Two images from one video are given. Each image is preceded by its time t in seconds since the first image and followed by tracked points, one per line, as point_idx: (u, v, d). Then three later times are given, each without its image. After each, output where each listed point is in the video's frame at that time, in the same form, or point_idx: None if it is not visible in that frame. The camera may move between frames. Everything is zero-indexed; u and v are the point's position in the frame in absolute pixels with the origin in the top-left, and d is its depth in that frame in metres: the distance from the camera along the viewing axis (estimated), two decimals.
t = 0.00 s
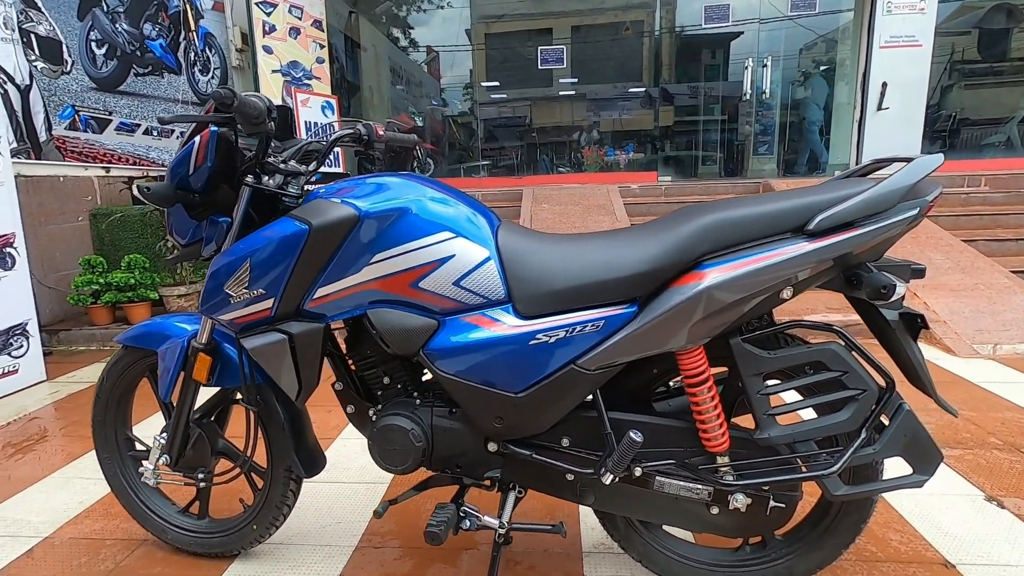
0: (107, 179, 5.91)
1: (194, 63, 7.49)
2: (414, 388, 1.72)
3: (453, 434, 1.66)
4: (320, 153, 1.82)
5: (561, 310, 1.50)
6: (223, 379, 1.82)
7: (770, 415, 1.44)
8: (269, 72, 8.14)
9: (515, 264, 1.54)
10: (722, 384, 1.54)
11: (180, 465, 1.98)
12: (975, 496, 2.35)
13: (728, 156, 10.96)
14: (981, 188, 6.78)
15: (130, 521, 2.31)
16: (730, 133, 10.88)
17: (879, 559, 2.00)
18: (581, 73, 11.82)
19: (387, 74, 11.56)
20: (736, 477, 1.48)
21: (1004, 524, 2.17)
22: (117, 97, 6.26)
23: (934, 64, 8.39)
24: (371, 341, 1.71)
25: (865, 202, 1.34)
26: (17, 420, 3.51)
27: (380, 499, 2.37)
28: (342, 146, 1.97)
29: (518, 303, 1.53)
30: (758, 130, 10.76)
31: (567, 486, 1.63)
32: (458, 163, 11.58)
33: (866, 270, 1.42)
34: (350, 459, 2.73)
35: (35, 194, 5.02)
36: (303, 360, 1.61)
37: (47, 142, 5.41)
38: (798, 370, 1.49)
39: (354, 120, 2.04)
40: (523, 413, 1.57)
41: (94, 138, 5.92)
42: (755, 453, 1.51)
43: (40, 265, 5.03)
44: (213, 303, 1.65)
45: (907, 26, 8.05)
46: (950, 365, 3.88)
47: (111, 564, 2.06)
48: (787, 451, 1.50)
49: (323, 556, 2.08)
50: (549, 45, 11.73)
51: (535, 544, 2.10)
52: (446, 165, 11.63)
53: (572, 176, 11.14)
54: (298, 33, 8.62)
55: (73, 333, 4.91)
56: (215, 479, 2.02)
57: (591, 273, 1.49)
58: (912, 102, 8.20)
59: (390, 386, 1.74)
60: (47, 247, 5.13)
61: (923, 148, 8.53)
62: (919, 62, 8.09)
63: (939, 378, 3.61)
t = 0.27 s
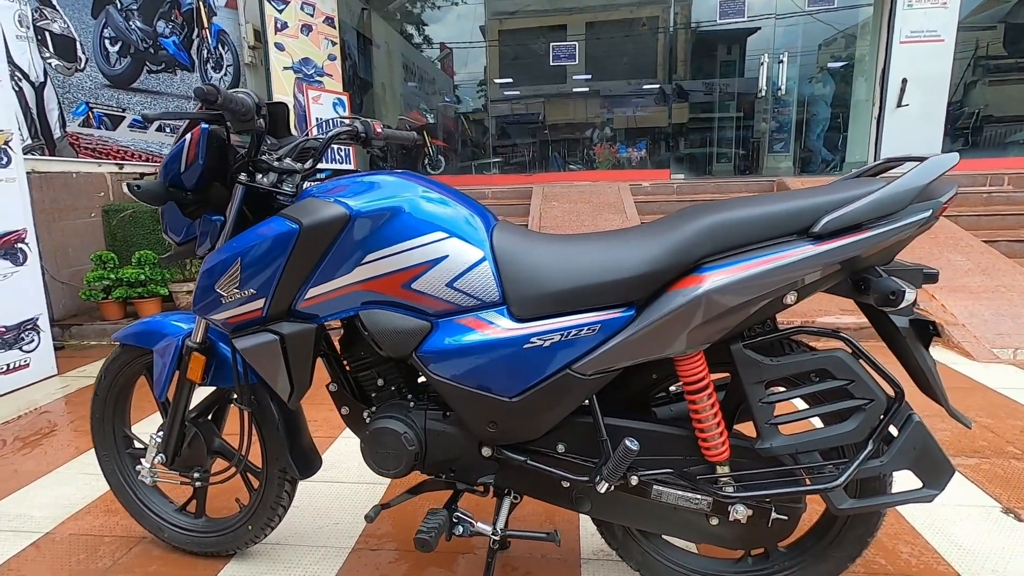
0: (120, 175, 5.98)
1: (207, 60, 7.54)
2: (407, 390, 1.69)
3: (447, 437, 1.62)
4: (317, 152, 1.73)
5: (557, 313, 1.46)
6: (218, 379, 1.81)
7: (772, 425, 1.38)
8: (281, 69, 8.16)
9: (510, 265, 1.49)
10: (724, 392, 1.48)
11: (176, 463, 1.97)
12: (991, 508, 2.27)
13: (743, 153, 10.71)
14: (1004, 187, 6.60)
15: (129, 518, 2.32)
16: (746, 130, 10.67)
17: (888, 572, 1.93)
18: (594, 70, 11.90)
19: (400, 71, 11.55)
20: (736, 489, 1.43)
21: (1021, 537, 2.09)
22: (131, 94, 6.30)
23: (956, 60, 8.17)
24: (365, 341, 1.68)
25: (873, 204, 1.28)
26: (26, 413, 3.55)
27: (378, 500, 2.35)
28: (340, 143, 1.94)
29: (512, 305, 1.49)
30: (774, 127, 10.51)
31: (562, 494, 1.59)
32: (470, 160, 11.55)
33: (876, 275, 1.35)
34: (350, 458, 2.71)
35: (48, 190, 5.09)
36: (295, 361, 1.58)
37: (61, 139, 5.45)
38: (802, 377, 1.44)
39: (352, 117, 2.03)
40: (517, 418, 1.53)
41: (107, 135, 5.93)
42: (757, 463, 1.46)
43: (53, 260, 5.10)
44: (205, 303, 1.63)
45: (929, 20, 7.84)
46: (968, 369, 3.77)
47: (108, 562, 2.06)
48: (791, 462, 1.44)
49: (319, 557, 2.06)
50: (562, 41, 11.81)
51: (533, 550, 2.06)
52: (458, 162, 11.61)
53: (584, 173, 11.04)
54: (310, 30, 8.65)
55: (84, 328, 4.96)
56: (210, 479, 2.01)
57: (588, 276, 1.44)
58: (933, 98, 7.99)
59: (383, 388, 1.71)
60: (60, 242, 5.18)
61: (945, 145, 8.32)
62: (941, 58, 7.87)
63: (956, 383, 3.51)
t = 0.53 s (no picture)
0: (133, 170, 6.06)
1: (220, 56, 7.60)
2: (401, 388, 1.68)
3: (440, 436, 1.61)
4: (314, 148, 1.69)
5: (549, 313, 1.44)
6: (214, 374, 1.82)
7: (767, 430, 1.36)
8: (293, 65, 8.20)
9: (503, 265, 1.48)
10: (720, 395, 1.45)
11: (174, 457, 1.98)
12: (999, 518, 2.21)
13: (758, 153, 10.64)
14: None
15: (130, 510, 2.34)
16: (761, 129, 10.56)
17: None
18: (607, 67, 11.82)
19: (412, 68, 11.60)
20: (729, 495, 1.41)
21: None
22: (144, 90, 6.38)
23: (978, 59, 8.00)
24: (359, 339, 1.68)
25: (874, 205, 1.24)
26: (36, 404, 3.61)
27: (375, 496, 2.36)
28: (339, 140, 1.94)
29: (505, 305, 1.47)
30: (789, 126, 10.42)
31: (555, 495, 1.58)
32: (481, 157, 11.56)
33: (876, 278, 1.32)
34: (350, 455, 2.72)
35: (62, 184, 5.16)
36: (288, 357, 1.59)
37: (75, 134, 5.52)
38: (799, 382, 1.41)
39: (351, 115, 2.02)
40: (509, 418, 1.52)
41: (121, 130, 5.96)
42: (751, 470, 1.43)
43: (66, 253, 5.17)
44: (200, 299, 1.64)
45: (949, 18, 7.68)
46: (981, 375, 3.69)
47: (108, 553, 2.08)
48: (786, 468, 1.41)
49: (314, 553, 2.06)
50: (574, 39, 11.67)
51: (529, 551, 2.05)
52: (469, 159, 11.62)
53: (594, 171, 10.99)
54: (322, 27, 8.69)
55: (96, 320, 5.03)
56: (208, 473, 2.02)
57: (580, 276, 1.42)
58: (952, 98, 7.83)
59: (377, 386, 1.71)
60: (73, 236, 5.26)
61: (964, 146, 8.15)
62: (961, 56, 7.72)
63: (968, 389, 3.44)
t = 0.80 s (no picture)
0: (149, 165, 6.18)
1: (235, 53, 7.70)
2: (390, 383, 1.70)
3: (427, 431, 1.63)
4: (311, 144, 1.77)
5: (534, 311, 1.45)
6: (210, 365, 1.86)
7: (749, 432, 1.35)
8: (307, 62, 8.27)
9: (489, 262, 1.49)
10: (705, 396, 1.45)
11: (172, 446, 2.02)
12: (999, 526, 2.17)
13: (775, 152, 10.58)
14: None
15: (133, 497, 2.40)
16: (778, 129, 10.48)
17: None
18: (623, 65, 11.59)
19: (427, 65, 11.64)
20: (712, 496, 1.40)
21: None
22: (160, 86, 6.50)
23: (1002, 57, 7.80)
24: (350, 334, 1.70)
25: (858, 206, 1.23)
26: (50, 392, 3.71)
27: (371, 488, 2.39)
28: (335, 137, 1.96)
29: (490, 301, 1.48)
30: (806, 125, 10.31)
31: (540, 493, 1.58)
32: (494, 154, 11.59)
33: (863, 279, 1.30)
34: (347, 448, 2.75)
35: (78, 178, 5.27)
36: (279, 350, 1.61)
37: (92, 129, 5.65)
38: (785, 384, 1.39)
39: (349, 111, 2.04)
40: (494, 415, 1.53)
41: (137, 126, 6.06)
42: (734, 471, 1.43)
43: (82, 246, 5.30)
44: (194, 293, 1.67)
45: (971, 15, 7.53)
46: (992, 381, 3.62)
47: (109, 539, 2.14)
48: (769, 470, 1.41)
49: (308, 543, 2.09)
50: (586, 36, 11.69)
51: (519, 547, 2.06)
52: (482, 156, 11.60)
53: (605, 169, 10.95)
54: (336, 24, 8.77)
55: (110, 312, 5.14)
56: (205, 463, 2.06)
57: (565, 274, 1.42)
58: (973, 98, 7.66)
59: (368, 380, 1.72)
60: (89, 228, 5.37)
61: (987, 146, 7.95)
62: (983, 55, 7.55)
63: (977, 395, 3.37)
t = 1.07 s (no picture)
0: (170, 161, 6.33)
1: (256, 51, 7.84)
2: (382, 379, 1.72)
3: (417, 427, 1.65)
4: (312, 144, 1.82)
5: (520, 310, 1.46)
6: (211, 358, 1.91)
7: (732, 435, 1.35)
8: (325, 61, 8.36)
9: (477, 261, 1.50)
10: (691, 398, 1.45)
11: (175, 436, 2.08)
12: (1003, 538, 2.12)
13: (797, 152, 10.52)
14: None
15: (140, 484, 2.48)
16: (802, 128, 10.47)
17: None
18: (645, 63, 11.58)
19: (447, 64, 11.73)
20: (695, 499, 1.40)
21: None
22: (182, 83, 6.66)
23: None
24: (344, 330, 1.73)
25: (843, 211, 1.22)
26: (70, 380, 3.84)
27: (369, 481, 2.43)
28: (335, 136, 1.99)
29: (478, 300, 1.49)
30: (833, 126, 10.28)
31: (526, 491, 1.59)
32: (512, 152, 11.62)
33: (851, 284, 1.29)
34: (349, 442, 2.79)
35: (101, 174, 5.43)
36: (274, 344, 1.65)
37: (116, 125, 5.76)
38: (771, 389, 1.39)
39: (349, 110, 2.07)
40: (481, 413, 1.54)
41: (159, 122, 6.15)
42: (718, 474, 1.42)
43: (104, 240, 5.46)
44: (194, 288, 1.72)
45: (1000, 13, 7.33)
46: (1008, 389, 3.53)
47: (115, 524, 2.21)
48: (754, 474, 1.40)
49: (305, 534, 2.13)
50: (603, 34, 11.60)
51: (511, 545, 2.08)
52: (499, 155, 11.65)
53: (621, 168, 10.94)
54: (355, 22, 8.87)
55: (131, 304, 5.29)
56: (207, 453, 2.11)
57: (551, 274, 1.43)
58: (1002, 98, 7.46)
59: (361, 376, 1.75)
60: (111, 223, 5.52)
61: (1016, 147, 7.72)
62: (1014, 53, 7.33)
63: (992, 403, 3.29)
